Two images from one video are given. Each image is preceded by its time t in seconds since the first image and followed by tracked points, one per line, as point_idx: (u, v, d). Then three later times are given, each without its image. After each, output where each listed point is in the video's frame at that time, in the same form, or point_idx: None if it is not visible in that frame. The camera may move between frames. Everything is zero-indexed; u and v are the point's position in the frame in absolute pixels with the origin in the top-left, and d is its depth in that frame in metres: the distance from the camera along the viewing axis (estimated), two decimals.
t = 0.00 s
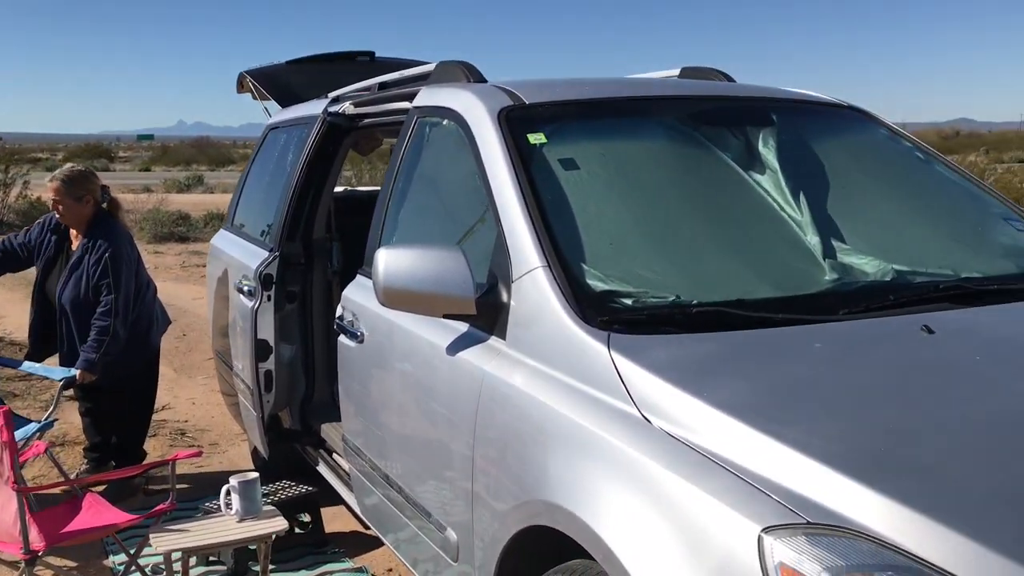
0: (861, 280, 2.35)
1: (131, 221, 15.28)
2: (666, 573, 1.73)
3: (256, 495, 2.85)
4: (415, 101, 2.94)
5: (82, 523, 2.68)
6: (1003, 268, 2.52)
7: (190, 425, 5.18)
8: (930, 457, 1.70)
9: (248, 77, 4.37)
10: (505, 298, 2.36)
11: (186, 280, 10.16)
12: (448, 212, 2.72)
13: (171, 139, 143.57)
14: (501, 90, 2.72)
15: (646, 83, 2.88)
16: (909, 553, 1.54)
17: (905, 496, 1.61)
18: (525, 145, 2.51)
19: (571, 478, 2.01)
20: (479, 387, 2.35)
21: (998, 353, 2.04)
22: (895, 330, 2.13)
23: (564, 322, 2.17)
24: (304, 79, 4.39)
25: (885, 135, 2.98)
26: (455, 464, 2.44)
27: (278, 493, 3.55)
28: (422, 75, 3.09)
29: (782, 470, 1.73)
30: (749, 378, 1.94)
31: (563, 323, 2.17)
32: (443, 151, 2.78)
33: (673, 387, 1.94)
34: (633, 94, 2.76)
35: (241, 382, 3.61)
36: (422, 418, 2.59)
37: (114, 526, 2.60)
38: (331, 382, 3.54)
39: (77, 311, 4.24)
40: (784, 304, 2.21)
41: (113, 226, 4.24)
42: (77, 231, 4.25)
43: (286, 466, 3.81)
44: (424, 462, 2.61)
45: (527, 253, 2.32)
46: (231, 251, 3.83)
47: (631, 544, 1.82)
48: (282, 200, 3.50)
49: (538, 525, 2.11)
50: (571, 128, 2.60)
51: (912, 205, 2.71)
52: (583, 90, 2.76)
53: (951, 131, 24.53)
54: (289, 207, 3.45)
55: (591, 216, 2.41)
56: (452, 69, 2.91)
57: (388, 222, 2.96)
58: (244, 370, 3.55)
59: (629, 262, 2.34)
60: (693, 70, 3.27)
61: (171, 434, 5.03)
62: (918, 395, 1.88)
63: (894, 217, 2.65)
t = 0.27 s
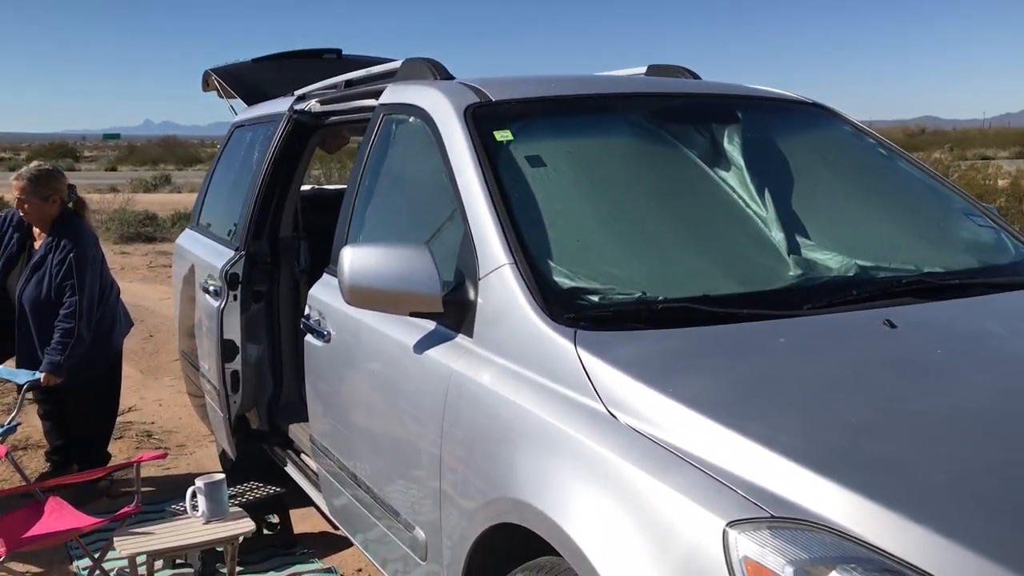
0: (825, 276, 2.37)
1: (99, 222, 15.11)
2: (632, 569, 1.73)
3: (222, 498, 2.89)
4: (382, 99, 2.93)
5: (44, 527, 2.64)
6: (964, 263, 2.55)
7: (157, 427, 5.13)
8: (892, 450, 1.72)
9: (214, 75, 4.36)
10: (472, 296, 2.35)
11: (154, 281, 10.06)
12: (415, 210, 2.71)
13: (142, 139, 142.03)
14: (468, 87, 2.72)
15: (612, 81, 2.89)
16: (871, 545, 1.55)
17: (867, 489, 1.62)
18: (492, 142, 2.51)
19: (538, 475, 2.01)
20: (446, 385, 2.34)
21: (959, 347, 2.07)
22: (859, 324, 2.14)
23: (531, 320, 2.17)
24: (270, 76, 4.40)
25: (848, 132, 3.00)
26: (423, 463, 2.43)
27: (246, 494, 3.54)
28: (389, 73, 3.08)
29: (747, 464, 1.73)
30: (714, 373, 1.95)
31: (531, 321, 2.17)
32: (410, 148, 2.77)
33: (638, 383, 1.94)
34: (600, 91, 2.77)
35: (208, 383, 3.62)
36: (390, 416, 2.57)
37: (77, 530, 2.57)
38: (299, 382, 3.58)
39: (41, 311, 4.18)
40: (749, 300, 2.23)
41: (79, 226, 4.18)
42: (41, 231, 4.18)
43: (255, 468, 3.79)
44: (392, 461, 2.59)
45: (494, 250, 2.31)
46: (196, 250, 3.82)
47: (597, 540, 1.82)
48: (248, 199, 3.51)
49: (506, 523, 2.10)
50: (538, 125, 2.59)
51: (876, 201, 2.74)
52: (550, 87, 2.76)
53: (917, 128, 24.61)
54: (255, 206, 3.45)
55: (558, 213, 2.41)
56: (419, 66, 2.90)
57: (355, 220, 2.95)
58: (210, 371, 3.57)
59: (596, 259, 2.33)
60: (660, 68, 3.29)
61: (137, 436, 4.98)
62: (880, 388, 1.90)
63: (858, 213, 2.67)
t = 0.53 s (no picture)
0: (794, 272, 2.38)
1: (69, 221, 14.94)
2: (604, 566, 1.73)
3: (193, 499, 2.89)
4: (352, 97, 2.92)
5: (11, 531, 2.60)
6: (932, 258, 2.57)
7: (128, 428, 5.08)
8: (860, 444, 1.73)
9: (184, 74, 4.35)
10: (444, 294, 2.34)
11: (125, 281, 9.96)
12: (386, 208, 2.70)
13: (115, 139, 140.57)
14: (439, 84, 2.71)
15: (583, 78, 2.89)
16: (840, 539, 1.56)
17: (835, 483, 1.63)
18: (463, 139, 2.50)
19: (511, 472, 2.00)
20: (418, 384, 2.33)
21: (927, 341, 2.09)
22: (827, 320, 2.16)
23: (502, 317, 2.16)
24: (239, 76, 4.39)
25: (818, 129, 3.03)
26: (395, 462, 2.42)
27: (218, 495, 3.52)
28: (359, 70, 3.06)
29: (717, 460, 1.74)
30: (685, 369, 1.95)
31: (502, 318, 2.16)
32: (381, 146, 2.76)
33: (609, 380, 1.94)
34: (571, 88, 2.77)
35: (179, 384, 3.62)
36: (362, 415, 2.56)
37: (45, 534, 2.54)
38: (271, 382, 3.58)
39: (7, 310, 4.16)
40: (720, 296, 2.23)
41: (47, 226, 4.13)
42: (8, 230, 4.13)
43: (227, 470, 3.77)
44: (364, 460, 2.58)
45: (465, 247, 2.30)
46: (166, 249, 3.79)
47: (569, 537, 1.82)
48: (217, 197, 3.50)
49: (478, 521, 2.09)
50: (509, 122, 2.59)
51: (845, 197, 2.76)
52: (520, 84, 2.76)
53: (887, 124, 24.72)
54: (224, 204, 3.45)
55: (530, 210, 2.41)
56: (389, 64, 2.89)
57: (326, 218, 2.93)
58: (180, 371, 3.57)
59: (568, 257, 2.33)
60: (632, 65, 3.29)
61: (108, 438, 4.93)
62: (849, 383, 1.91)
63: (827, 209, 2.69)
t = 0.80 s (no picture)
0: (761, 269, 2.39)
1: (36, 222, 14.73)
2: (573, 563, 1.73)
3: (160, 501, 2.87)
4: (319, 95, 2.90)
5: None
6: (897, 254, 2.60)
7: (95, 431, 5.02)
8: (826, 439, 1.74)
9: (150, 71, 4.29)
10: (412, 293, 2.33)
11: (92, 282, 9.84)
12: (353, 207, 2.68)
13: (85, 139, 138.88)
14: (407, 82, 2.70)
15: (551, 76, 2.89)
16: (806, 534, 1.57)
17: (800, 478, 1.64)
18: (431, 137, 2.49)
19: (480, 471, 1.99)
20: (387, 383, 2.32)
21: (892, 337, 2.11)
22: (793, 316, 2.17)
23: (470, 315, 2.15)
24: (207, 74, 4.36)
25: (784, 127, 3.05)
26: (363, 462, 2.41)
27: (186, 498, 3.49)
28: (327, 68, 3.04)
29: (684, 456, 1.74)
30: (653, 367, 1.95)
31: (471, 317, 2.15)
32: (349, 144, 2.74)
33: (578, 378, 1.94)
34: (539, 87, 2.76)
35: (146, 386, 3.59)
36: (331, 415, 2.54)
37: (9, 539, 2.50)
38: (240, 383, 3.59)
39: None
40: (688, 293, 2.24)
41: (10, 226, 4.08)
42: None
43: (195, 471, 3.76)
44: (333, 461, 2.57)
45: (433, 246, 2.28)
46: (132, 249, 3.75)
47: (537, 535, 1.82)
48: (184, 197, 3.47)
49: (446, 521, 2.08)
50: (477, 121, 2.58)
51: (811, 195, 2.78)
52: (489, 82, 2.75)
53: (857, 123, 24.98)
54: (192, 203, 3.41)
55: (499, 208, 2.40)
56: (358, 62, 2.86)
57: (293, 217, 2.91)
58: (147, 372, 3.55)
59: (537, 255, 2.33)
60: (601, 63, 3.30)
61: (74, 441, 4.86)
62: (815, 379, 1.92)
63: (794, 206, 2.71)
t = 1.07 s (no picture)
0: (732, 268, 2.41)
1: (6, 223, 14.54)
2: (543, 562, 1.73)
3: (130, 504, 2.85)
4: (290, 94, 2.88)
5: None
6: (866, 253, 2.62)
7: (64, 434, 4.96)
8: (795, 437, 1.75)
9: (120, 70, 4.24)
10: (383, 293, 2.32)
11: (63, 283, 9.73)
12: (325, 206, 2.67)
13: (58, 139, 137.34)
14: (379, 82, 2.69)
15: (523, 76, 2.89)
16: (776, 531, 1.58)
17: (770, 476, 1.65)
18: (403, 137, 2.48)
19: (451, 471, 1.98)
20: (358, 383, 2.31)
21: (860, 335, 2.12)
22: (764, 315, 2.19)
23: (442, 315, 2.15)
24: (181, 73, 4.34)
25: (755, 127, 3.07)
26: (334, 463, 2.40)
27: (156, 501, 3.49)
28: (299, 68, 3.03)
29: (653, 455, 1.75)
30: (624, 366, 1.96)
31: (442, 317, 2.14)
32: (320, 144, 2.72)
33: (549, 377, 1.94)
34: (511, 86, 2.76)
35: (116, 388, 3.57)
36: (302, 416, 2.53)
37: None
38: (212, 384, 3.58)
39: None
40: (659, 293, 2.25)
41: None
42: None
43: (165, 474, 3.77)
44: (305, 462, 2.55)
45: (404, 246, 2.28)
46: (102, 249, 3.71)
47: (507, 535, 1.82)
48: (154, 197, 3.44)
49: (418, 522, 2.08)
50: (449, 120, 2.57)
51: (782, 194, 2.80)
52: (461, 82, 2.75)
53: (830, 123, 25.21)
54: (162, 203, 3.39)
55: (471, 208, 2.40)
56: (329, 61, 2.85)
57: (264, 217, 2.89)
58: (117, 373, 3.52)
59: (509, 254, 2.32)
60: (574, 63, 3.30)
61: (43, 444, 4.80)
62: (784, 378, 1.94)
63: (765, 206, 2.73)
